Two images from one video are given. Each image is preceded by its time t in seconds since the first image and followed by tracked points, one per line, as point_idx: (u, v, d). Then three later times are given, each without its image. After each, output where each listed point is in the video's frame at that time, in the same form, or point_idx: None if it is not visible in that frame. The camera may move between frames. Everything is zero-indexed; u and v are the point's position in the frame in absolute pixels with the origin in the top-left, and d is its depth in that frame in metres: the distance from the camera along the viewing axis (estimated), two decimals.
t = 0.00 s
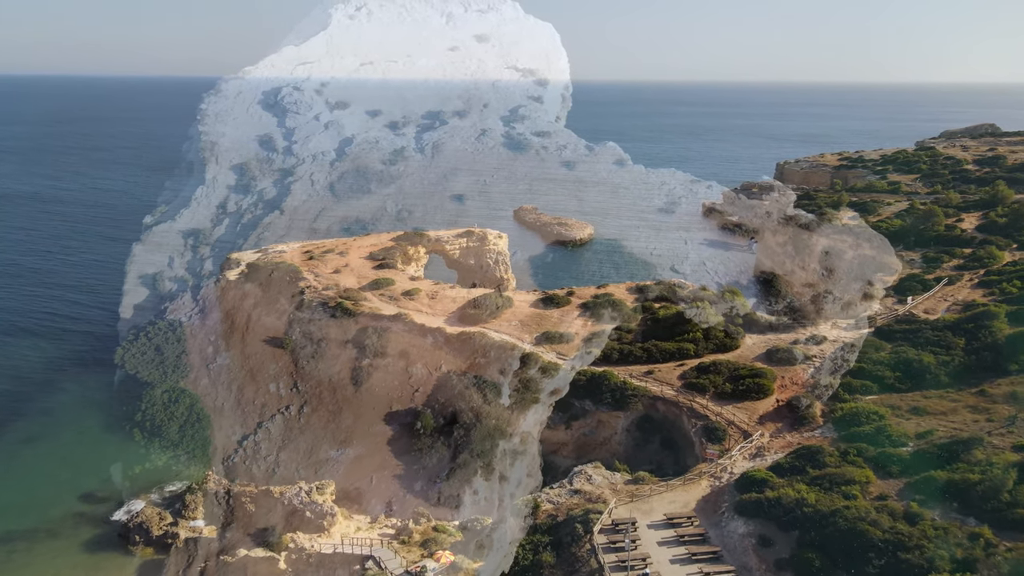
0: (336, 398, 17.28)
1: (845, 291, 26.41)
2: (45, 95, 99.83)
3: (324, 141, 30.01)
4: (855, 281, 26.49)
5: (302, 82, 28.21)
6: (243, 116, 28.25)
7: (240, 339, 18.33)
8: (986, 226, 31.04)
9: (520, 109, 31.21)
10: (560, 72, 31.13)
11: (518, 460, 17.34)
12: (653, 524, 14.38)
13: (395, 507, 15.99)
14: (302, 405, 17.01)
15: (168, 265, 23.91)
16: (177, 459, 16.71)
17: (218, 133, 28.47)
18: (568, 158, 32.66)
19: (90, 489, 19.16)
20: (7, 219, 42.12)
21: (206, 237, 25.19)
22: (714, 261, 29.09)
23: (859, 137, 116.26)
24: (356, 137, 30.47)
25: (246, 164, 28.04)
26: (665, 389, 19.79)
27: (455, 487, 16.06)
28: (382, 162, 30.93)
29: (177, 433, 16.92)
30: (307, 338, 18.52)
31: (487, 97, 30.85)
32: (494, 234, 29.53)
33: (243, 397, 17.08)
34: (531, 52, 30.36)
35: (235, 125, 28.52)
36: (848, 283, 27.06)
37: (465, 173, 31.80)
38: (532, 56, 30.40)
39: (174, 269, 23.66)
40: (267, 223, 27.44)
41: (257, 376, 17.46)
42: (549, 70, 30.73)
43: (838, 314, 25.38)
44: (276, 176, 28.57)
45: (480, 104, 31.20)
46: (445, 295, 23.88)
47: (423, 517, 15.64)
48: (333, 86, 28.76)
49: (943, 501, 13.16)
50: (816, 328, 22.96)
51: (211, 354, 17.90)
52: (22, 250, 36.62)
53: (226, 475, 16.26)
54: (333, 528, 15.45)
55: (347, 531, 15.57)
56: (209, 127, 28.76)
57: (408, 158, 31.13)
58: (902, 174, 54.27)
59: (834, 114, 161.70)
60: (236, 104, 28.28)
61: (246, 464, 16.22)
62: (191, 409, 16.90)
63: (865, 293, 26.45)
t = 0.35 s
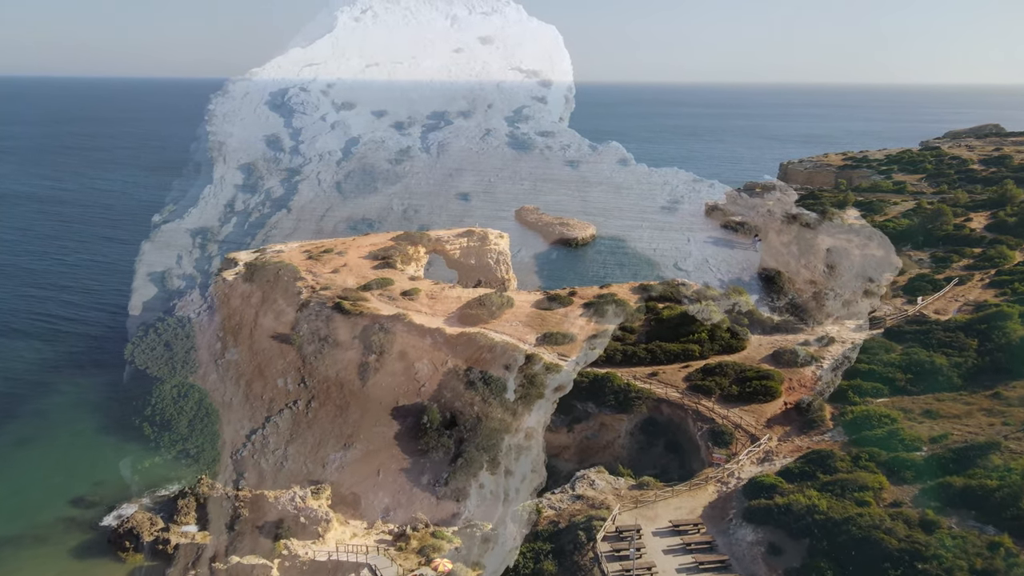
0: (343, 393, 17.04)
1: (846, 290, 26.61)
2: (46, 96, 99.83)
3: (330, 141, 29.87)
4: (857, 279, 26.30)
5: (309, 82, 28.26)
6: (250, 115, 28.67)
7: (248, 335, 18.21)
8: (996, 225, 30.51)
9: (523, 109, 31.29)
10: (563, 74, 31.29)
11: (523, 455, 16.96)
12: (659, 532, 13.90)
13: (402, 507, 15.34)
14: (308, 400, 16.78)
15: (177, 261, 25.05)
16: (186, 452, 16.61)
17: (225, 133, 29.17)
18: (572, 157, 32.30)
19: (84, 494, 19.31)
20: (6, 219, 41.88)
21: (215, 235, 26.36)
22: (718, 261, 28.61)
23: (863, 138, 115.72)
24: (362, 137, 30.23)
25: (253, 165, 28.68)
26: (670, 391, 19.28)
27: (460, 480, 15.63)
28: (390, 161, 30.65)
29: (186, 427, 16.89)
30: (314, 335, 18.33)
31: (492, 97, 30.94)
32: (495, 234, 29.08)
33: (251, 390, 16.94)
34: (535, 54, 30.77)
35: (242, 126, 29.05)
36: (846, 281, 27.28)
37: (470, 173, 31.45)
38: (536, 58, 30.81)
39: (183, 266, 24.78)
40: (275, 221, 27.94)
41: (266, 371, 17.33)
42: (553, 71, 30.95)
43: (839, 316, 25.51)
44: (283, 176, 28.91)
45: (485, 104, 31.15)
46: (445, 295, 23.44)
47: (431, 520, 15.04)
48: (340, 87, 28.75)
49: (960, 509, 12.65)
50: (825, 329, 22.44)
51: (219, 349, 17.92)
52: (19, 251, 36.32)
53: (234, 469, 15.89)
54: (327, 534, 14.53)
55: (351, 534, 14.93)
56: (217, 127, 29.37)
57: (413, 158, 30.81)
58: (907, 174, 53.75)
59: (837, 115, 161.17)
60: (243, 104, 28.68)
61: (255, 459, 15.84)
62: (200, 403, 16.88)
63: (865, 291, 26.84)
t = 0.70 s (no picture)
0: (350, 387, 17.33)
1: (845, 284, 25.77)
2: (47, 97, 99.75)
3: (337, 141, 29.89)
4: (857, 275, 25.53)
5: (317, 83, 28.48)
6: (258, 117, 28.97)
7: (256, 332, 19.21)
8: (1006, 224, 29.98)
9: (527, 109, 30.08)
10: (567, 75, 30.28)
11: (527, 452, 16.64)
12: (663, 539, 13.46)
13: (408, 501, 15.27)
14: (316, 394, 17.26)
15: (185, 260, 26.56)
16: (197, 445, 17.67)
17: (234, 134, 29.26)
18: (576, 157, 31.49)
19: (74, 499, 19.14)
20: (3, 220, 41.61)
21: (222, 234, 27.36)
22: (721, 260, 29.04)
23: (865, 139, 115.23)
24: (369, 137, 30.13)
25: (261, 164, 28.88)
26: (674, 393, 18.79)
27: (466, 472, 15.43)
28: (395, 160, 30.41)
29: (196, 420, 17.87)
30: (322, 330, 18.82)
31: (496, 98, 29.94)
32: (496, 234, 28.63)
33: (259, 385, 17.72)
34: (539, 54, 29.44)
35: (251, 127, 29.19)
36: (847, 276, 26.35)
37: (475, 173, 30.97)
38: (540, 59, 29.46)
39: (191, 265, 26.23)
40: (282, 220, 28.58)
41: (274, 365, 18.05)
42: (556, 73, 29.66)
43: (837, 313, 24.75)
44: (291, 175, 29.19)
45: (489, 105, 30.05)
46: (445, 296, 23.04)
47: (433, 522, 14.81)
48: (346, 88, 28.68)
49: (978, 516, 12.18)
50: (832, 330, 21.96)
51: (229, 345, 18.97)
52: (16, 252, 36.04)
53: (243, 462, 16.40)
54: (323, 540, 14.42)
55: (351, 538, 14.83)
56: (225, 127, 29.60)
57: (419, 158, 30.41)
58: (911, 173, 53.25)
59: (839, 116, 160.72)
60: (250, 106, 28.97)
61: (263, 452, 16.43)
62: (210, 398, 17.84)
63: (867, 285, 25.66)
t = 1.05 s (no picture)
0: (356, 381, 17.19)
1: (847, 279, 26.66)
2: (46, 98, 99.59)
3: (343, 141, 29.20)
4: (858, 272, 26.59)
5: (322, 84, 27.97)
6: (264, 117, 28.64)
7: (264, 327, 18.88)
8: (1015, 224, 29.43)
9: (531, 109, 29.68)
10: (570, 76, 29.88)
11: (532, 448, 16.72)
12: (669, 548, 12.98)
13: (415, 494, 15.19)
14: (323, 390, 16.94)
15: (194, 258, 27.12)
16: (204, 440, 16.75)
17: (241, 133, 29.19)
18: (580, 155, 31.12)
19: (63, 504, 18.71)
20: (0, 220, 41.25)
21: (230, 232, 27.69)
22: (724, 257, 28.84)
23: (867, 139, 114.68)
24: (374, 137, 29.39)
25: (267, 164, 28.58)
26: (679, 395, 18.29)
27: (472, 465, 15.37)
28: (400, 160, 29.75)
29: (205, 415, 16.89)
30: (327, 325, 18.70)
31: (501, 99, 29.40)
32: (497, 234, 28.15)
33: (267, 382, 17.28)
34: (543, 54, 28.98)
35: (257, 126, 28.88)
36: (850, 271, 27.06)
37: (480, 172, 30.60)
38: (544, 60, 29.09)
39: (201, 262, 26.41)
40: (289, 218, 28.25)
41: (282, 361, 17.66)
42: (560, 74, 29.34)
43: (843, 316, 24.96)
44: (297, 175, 28.81)
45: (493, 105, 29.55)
46: (444, 296, 22.60)
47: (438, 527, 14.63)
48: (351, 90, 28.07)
49: (998, 526, 11.66)
50: (840, 332, 21.46)
51: (236, 342, 18.32)
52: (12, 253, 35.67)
53: (251, 456, 16.10)
54: (316, 547, 13.87)
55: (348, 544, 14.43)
56: (232, 127, 29.59)
57: (424, 157, 29.87)
58: (916, 173, 52.72)
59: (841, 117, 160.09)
60: (257, 107, 28.74)
61: (270, 446, 16.10)
62: (218, 393, 17.12)
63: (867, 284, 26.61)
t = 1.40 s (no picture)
0: (365, 377, 16.03)
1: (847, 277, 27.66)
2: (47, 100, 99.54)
3: (350, 141, 28.84)
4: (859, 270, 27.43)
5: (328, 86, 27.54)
6: (272, 118, 27.99)
7: (272, 322, 17.53)
8: None
9: (534, 110, 29.81)
10: (573, 78, 30.05)
11: (540, 442, 15.71)
12: (675, 556, 12.53)
13: (422, 486, 14.24)
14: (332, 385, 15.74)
15: (202, 257, 26.11)
16: (214, 434, 15.60)
17: (248, 133, 28.38)
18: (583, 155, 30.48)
19: (52, 509, 18.39)
20: None
21: (238, 231, 27.11)
22: (725, 255, 28.77)
23: (870, 141, 114.20)
24: (380, 137, 29.17)
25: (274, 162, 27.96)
26: (684, 397, 17.82)
27: (478, 458, 14.25)
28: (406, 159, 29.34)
29: (213, 409, 15.89)
30: (337, 322, 17.64)
31: (504, 100, 29.39)
32: (498, 234, 27.72)
33: (274, 376, 16.05)
34: (546, 57, 29.32)
35: (265, 126, 28.23)
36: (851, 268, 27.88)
37: (484, 172, 30.11)
38: (547, 63, 29.38)
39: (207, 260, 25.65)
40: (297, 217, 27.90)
41: (289, 356, 16.39)
42: (563, 76, 29.56)
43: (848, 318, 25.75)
44: (304, 174, 28.18)
45: (498, 106, 29.54)
46: (444, 296, 22.21)
47: (438, 522, 13.78)
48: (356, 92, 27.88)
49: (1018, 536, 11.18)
50: (848, 334, 21.02)
51: (244, 338, 16.95)
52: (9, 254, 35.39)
53: (259, 450, 14.98)
54: (311, 556, 13.63)
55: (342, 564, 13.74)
56: (240, 127, 28.73)
57: (430, 157, 29.53)
58: (921, 174, 52.27)
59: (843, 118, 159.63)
60: (264, 108, 28.09)
61: (279, 440, 14.96)
62: (226, 387, 16.05)
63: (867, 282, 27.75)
